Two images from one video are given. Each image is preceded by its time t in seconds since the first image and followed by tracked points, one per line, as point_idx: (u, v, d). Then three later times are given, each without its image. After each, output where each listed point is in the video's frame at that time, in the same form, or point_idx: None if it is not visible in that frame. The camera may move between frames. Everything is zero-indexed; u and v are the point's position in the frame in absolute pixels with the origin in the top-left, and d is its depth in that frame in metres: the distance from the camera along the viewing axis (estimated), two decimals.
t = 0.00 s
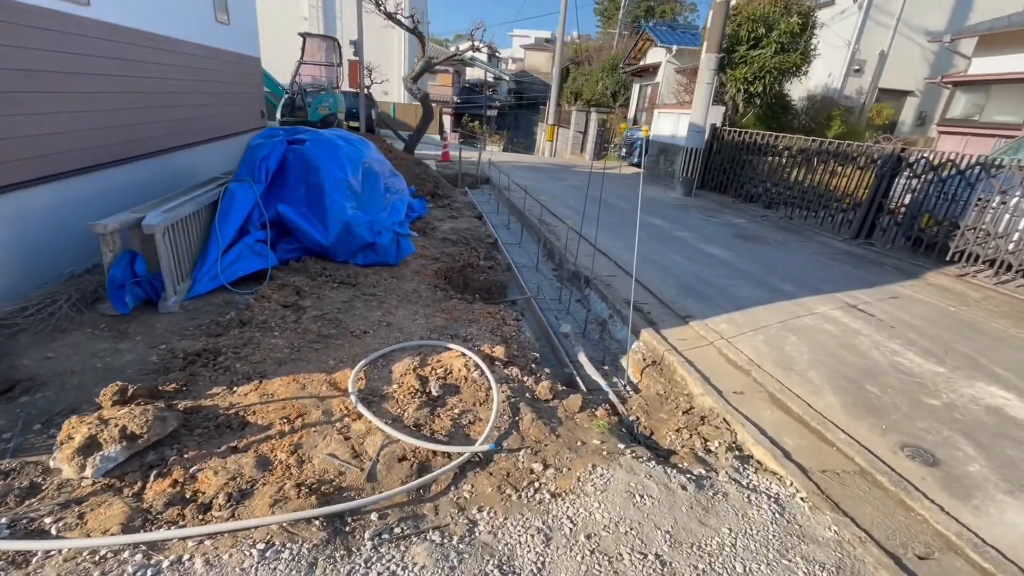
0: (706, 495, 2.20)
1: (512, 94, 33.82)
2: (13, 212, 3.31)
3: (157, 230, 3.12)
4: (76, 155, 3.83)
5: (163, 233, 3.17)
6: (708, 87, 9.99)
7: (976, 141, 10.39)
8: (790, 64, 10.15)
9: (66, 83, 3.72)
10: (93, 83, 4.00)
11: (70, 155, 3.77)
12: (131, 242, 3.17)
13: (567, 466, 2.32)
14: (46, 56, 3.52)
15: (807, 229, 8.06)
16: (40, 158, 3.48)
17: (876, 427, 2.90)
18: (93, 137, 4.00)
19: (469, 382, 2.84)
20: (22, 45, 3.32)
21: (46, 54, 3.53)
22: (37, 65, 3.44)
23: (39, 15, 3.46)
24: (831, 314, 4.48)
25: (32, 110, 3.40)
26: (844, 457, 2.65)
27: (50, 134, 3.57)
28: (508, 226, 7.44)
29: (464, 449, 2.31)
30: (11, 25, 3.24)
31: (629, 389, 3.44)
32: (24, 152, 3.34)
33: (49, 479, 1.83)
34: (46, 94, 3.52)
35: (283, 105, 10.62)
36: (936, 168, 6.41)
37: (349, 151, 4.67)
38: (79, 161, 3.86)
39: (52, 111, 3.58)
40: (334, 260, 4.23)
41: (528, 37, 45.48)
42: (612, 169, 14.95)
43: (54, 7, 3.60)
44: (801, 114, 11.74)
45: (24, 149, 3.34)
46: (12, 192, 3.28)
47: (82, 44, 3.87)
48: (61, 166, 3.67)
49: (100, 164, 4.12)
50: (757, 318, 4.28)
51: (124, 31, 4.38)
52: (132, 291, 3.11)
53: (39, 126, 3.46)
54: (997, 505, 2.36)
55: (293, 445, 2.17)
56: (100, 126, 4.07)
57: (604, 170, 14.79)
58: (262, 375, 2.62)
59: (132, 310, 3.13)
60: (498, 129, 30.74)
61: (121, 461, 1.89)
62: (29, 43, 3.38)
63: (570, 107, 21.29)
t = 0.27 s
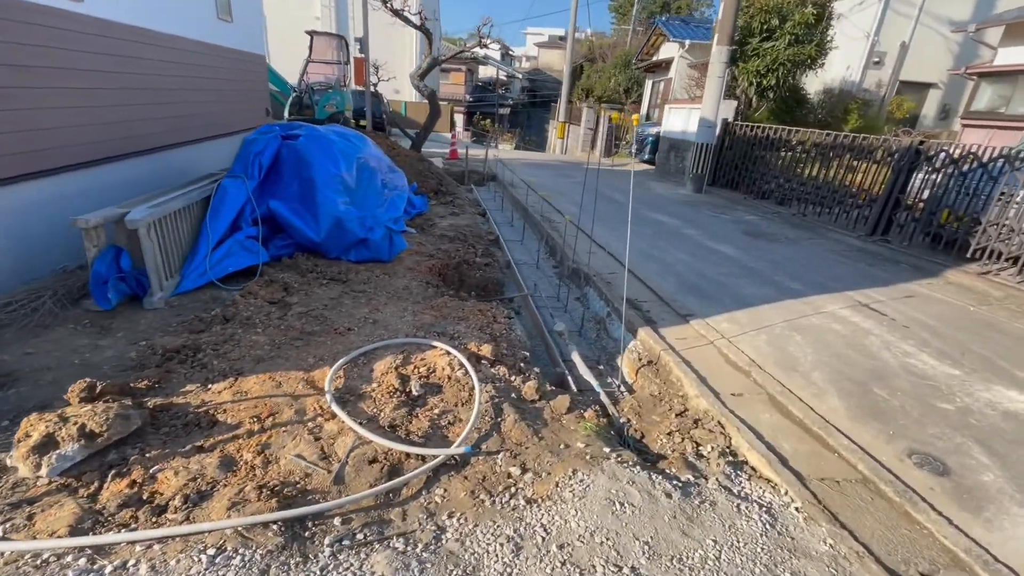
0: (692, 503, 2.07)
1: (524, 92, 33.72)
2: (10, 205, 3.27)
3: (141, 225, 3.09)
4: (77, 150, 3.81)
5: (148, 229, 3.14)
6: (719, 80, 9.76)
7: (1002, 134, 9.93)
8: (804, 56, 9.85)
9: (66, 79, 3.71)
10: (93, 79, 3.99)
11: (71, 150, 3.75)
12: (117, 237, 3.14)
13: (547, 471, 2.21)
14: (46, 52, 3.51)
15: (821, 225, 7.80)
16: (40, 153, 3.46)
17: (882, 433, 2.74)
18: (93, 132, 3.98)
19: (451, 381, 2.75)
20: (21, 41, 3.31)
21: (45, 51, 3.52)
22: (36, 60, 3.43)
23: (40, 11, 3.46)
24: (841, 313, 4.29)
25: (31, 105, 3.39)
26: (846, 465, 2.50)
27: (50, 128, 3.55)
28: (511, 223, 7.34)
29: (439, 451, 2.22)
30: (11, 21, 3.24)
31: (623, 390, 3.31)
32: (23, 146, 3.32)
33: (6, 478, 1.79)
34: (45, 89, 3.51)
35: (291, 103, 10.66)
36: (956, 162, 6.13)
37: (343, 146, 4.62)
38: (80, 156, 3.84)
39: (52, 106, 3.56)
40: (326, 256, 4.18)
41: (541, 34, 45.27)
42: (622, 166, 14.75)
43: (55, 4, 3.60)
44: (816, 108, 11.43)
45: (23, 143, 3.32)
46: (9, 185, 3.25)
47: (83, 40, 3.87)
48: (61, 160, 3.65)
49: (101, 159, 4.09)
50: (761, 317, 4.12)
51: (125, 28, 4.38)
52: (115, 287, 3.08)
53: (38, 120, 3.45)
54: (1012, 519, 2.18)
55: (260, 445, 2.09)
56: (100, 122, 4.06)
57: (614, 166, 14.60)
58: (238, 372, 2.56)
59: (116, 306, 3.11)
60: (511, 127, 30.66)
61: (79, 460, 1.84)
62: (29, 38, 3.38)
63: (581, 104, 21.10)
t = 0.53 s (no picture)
0: (680, 528, 1.93)
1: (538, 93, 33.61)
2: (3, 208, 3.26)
3: (128, 228, 3.05)
4: (71, 153, 3.80)
5: (136, 232, 3.10)
6: (732, 79, 9.54)
7: None
8: (821, 54, 9.56)
9: (59, 81, 3.70)
10: (86, 81, 3.98)
11: (65, 152, 3.74)
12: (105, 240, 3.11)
13: (527, 489, 2.10)
14: (38, 55, 3.51)
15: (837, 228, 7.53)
16: (34, 156, 3.45)
17: (893, 452, 2.56)
18: (87, 134, 3.97)
19: (436, 390, 2.65)
20: (13, 43, 3.31)
21: (38, 53, 3.51)
22: (29, 62, 3.42)
23: (33, 14, 3.46)
24: (853, 321, 4.09)
25: (23, 107, 3.38)
26: (851, 487, 2.33)
27: (43, 130, 3.53)
28: (516, 225, 7.24)
29: (415, 466, 2.12)
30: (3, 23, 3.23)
31: (619, 401, 3.18)
32: (16, 148, 3.32)
33: None
34: (38, 92, 3.50)
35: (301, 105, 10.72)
36: (980, 163, 5.85)
37: (341, 148, 4.58)
38: (74, 158, 3.83)
39: (44, 108, 3.55)
40: (320, 259, 4.13)
41: (556, 35, 45.13)
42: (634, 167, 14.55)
43: (48, 7, 3.60)
44: (835, 107, 11.11)
45: (16, 146, 3.31)
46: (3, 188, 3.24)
47: (77, 42, 3.86)
48: (55, 162, 3.63)
49: (96, 162, 4.08)
50: (768, 324, 3.94)
51: (121, 30, 4.38)
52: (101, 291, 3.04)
53: (32, 123, 3.44)
54: None
55: (228, 457, 2.02)
56: (94, 124, 4.05)
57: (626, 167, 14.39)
58: (216, 379, 2.50)
59: (104, 310, 3.08)
60: (525, 128, 30.55)
61: (37, 472, 1.79)
62: (21, 40, 3.37)
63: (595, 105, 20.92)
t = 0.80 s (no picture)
0: (662, 557, 1.84)
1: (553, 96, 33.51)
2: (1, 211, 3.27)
3: (121, 233, 3.05)
4: (75, 157, 3.82)
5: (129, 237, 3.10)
6: (747, 83, 9.36)
7: None
8: (839, 57, 9.32)
9: (66, 86, 3.72)
10: (94, 86, 4.01)
11: (71, 156, 3.77)
12: (99, 244, 3.12)
13: (505, 510, 2.02)
14: (46, 61, 3.53)
15: (853, 236, 7.31)
16: (36, 160, 3.47)
17: (899, 478, 2.42)
18: (93, 139, 3.99)
19: (420, 402, 2.59)
20: (21, 49, 3.34)
21: (45, 59, 3.54)
22: (35, 68, 3.45)
23: (43, 21, 3.49)
24: (865, 334, 3.92)
25: (27, 112, 3.40)
26: (851, 515, 2.21)
27: (46, 135, 3.55)
28: (522, 230, 7.17)
29: (390, 483, 2.06)
30: (9, 30, 3.26)
31: (614, 415, 3.08)
32: (21, 152, 3.35)
33: None
34: (43, 97, 3.52)
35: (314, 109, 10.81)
36: (1003, 170, 5.61)
37: (341, 153, 4.56)
38: (79, 162, 3.85)
39: (50, 113, 3.57)
40: (316, 263, 4.11)
41: (574, 38, 45.01)
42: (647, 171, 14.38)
43: (61, 15, 3.64)
44: (853, 112, 10.83)
45: (17, 150, 3.33)
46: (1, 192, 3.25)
47: (87, 48, 3.89)
48: (58, 166, 3.65)
49: (101, 165, 4.10)
50: (774, 337, 3.80)
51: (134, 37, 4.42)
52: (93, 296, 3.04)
53: (35, 128, 3.46)
54: None
55: (199, 470, 1.98)
56: (101, 128, 4.08)
57: (639, 171, 14.24)
58: (198, 387, 2.47)
59: (96, 314, 3.08)
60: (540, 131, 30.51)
61: (5, 483, 1.77)
62: (28, 47, 3.40)
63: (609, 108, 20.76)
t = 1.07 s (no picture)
0: None
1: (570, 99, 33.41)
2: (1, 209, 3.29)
3: (110, 231, 3.05)
4: (79, 156, 3.84)
5: (117, 234, 3.09)
6: (761, 84, 9.17)
7: None
8: (857, 57, 9.05)
9: (71, 86, 3.75)
10: (98, 87, 4.03)
11: (75, 155, 3.81)
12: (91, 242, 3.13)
13: (474, 521, 1.94)
14: (51, 61, 3.56)
15: (869, 242, 7.08)
16: (38, 158, 3.49)
17: (898, 498, 2.28)
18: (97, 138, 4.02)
19: (400, 406, 2.54)
20: (25, 50, 3.37)
21: (50, 59, 3.56)
22: (40, 68, 3.47)
23: (48, 21, 3.51)
24: (873, 345, 3.76)
25: (30, 111, 3.42)
26: (844, 536, 2.08)
27: (50, 134, 3.58)
28: (527, 233, 7.10)
29: (358, 490, 2.00)
30: (14, 31, 3.28)
31: (604, 424, 2.99)
32: (22, 151, 3.37)
33: None
34: (47, 96, 3.55)
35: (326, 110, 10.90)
36: None
37: (339, 153, 4.54)
38: (82, 161, 3.87)
39: (54, 113, 3.60)
40: (311, 264, 4.10)
41: (591, 42, 44.89)
42: (660, 174, 14.21)
43: (65, 15, 3.67)
44: (872, 115, 10.54)
45: (19, 149, 3.35)
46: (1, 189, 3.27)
47: (92, 49, 3.92)
48: (61, 165, 3.67)
49: (105, 164, 4.12)
50: (776, 345, 3.66)
51: (138, 37, 4.44)
52: (82, 293, 3.05)
53: (38, 127, 3.48)
54: None
55: (164, 472, 1.94)
56: (106, 128, 4.10)
57: (652, 175, 14.05)
58: (175, 387, 2.45)
59: (86, 311, 3.09)
60: (555, 134, 30.40)
61: None
62: (33, 47, 3.42)
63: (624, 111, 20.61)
